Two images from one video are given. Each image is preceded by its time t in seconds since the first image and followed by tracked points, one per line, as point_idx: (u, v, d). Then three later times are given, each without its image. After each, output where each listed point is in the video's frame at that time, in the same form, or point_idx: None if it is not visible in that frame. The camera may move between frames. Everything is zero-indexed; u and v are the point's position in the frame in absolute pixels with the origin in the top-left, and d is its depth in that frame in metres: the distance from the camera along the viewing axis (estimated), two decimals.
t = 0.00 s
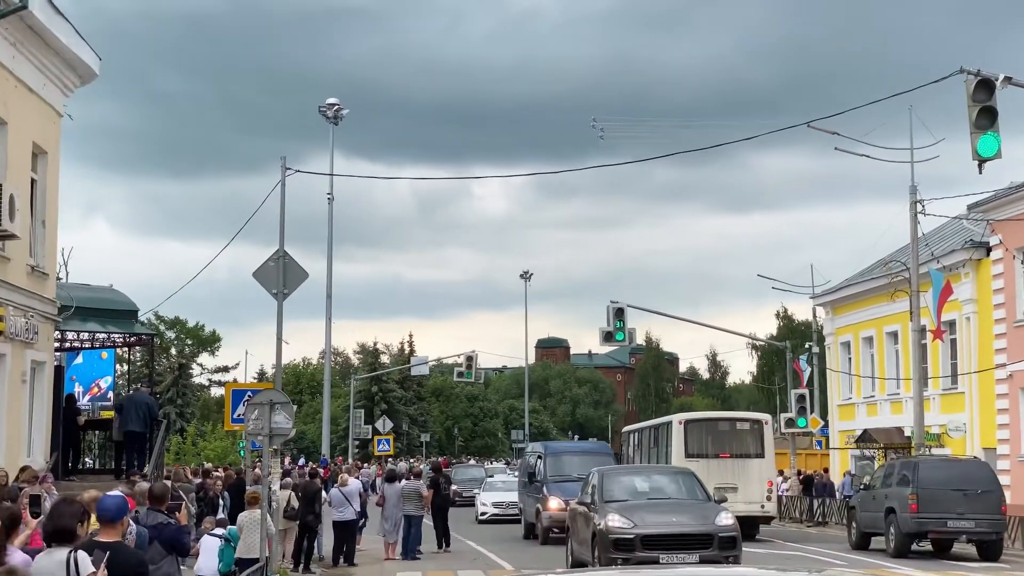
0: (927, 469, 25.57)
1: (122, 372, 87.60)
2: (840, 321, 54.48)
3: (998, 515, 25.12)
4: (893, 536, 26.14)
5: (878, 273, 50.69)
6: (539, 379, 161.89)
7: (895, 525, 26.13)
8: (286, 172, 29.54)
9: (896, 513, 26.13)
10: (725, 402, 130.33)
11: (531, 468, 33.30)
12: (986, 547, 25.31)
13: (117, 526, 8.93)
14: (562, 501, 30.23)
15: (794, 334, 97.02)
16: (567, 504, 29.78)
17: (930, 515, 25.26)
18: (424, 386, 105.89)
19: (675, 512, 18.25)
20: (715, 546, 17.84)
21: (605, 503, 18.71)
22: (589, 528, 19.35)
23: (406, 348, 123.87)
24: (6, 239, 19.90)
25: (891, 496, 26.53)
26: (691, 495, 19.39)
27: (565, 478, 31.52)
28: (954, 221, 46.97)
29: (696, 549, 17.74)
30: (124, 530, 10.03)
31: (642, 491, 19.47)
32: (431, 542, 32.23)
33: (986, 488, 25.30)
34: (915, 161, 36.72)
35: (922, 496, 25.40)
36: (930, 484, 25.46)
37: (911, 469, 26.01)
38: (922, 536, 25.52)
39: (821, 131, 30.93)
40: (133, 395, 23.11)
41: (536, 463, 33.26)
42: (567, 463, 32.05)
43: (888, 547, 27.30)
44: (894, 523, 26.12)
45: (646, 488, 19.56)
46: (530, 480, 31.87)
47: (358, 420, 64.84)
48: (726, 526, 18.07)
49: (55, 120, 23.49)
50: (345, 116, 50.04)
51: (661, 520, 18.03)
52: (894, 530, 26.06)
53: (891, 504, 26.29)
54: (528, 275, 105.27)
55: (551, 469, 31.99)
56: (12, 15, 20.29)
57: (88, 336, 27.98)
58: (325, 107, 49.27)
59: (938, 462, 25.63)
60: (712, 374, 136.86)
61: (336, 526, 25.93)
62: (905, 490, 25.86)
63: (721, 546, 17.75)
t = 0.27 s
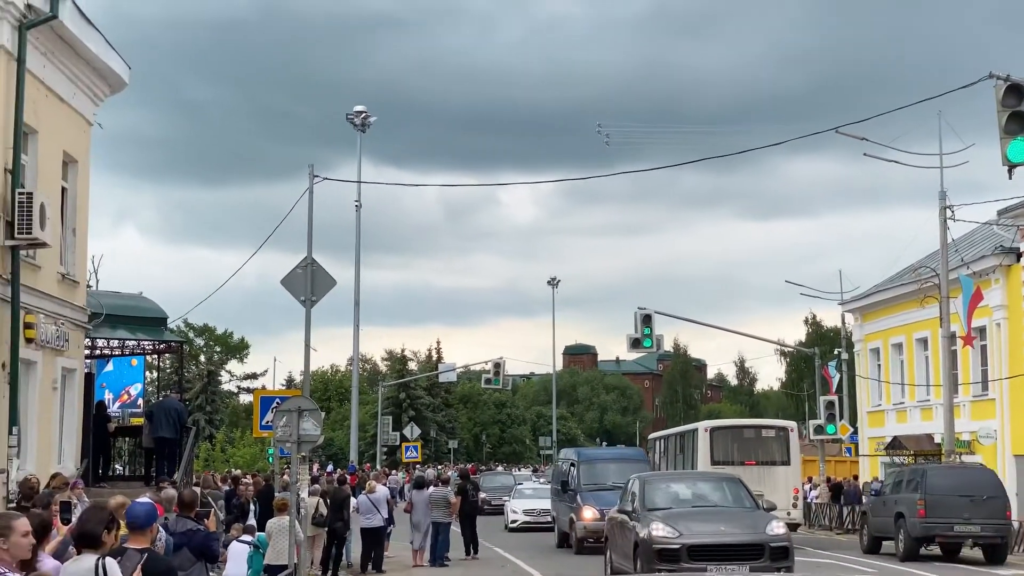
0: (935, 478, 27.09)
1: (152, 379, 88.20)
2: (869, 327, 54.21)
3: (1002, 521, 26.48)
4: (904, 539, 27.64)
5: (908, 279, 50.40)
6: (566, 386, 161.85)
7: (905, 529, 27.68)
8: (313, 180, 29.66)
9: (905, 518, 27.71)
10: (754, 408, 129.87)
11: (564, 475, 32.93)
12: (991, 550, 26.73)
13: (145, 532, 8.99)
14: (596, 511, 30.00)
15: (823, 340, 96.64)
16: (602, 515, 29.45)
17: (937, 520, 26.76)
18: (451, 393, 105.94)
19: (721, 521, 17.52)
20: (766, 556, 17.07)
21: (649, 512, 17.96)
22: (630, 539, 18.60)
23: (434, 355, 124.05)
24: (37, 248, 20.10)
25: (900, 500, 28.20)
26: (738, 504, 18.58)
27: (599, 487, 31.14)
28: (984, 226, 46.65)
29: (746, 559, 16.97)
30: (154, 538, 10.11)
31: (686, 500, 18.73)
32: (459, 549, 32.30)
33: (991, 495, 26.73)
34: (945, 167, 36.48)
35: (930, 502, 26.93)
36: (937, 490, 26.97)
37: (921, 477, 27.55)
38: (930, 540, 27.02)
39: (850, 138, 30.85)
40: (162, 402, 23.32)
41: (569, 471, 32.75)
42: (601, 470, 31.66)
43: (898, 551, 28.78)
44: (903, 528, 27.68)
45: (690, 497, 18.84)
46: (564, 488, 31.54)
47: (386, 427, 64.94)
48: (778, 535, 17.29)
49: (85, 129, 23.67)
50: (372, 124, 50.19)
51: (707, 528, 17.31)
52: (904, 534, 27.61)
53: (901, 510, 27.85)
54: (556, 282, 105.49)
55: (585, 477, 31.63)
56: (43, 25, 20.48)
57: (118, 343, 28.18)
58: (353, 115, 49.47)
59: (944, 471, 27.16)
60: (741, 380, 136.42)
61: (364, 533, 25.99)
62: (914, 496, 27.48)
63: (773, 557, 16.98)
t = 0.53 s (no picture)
0: (939, 484, 27.94)
1: (177, 386, 88.57)
2: (894, 333, 53.90)
3: (1004, 524, 27.32)
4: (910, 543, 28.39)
5: (933, 284, 50.12)
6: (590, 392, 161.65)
7: (909, 534, 28.48)
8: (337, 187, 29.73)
9: (910, 522, 28.53)
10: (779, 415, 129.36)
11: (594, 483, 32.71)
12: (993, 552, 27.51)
13: (169, 540, 9.01)
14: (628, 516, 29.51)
15: (848, 346, 96.24)
16: (635, 522, 29.14)
17: (941, 524, 27.54)
18: (475, 400, 105.89)
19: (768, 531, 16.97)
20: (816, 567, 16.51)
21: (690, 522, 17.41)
22: (670, 549, 18.09)
23: (457, 362, 124.12)
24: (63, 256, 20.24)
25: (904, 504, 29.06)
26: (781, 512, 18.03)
27: (631, 493, 30.91)
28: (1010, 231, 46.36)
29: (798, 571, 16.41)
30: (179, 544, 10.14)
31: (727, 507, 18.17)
32: (483, 557, 32.27)
33: (992, 500, 27.55)
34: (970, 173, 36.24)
35: (934, 507, 27.72)
36: (942, 495, 27.80)
37: (924, 484, 28.41)
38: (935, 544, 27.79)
39: (872, 142, 30.77)
40: (188, 409, 23.41)
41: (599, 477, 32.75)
42: (632, 476, 31.39)
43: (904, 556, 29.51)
44: (908, 532, 28.46)
45: (729, 503, 18.28)
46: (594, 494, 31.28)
47: (409, 434, 64.97)
48: (827, 544, 16.76)
49: (110, 137, 23.82)
50: (395, 131, 50.30)
51: (753, 539, 16.71)
52: (909, 538, 28.40)
53: (905, 515, 28.66)
54: (578, 287, 105.55)
55: (616, 483, 31.38)
56: (69, 33, 20.62)
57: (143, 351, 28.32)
58: (376, 122, 49.59)
59: (947, 477, 27.99)
60: (765, 387, 135.94)
61: (389, 541, 25.96)
62: (919, 501, 28.28)
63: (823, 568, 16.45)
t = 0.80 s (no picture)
0: (939, 488, 28.26)
1: (196, 392, 88.79)
2: (913, 338, 53.64)
3: (1001, 529, 27.57)
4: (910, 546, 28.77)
5: (952, 289, 49.88)
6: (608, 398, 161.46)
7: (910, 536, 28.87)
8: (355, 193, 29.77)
9: (911, 525, 28.90)
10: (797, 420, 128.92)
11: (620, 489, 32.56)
12: (991, 555, 27.90)
13: (189, 545, 9.05)
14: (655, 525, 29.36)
15: (867, 352, 95.86)
16: (663, 531, 29.01)
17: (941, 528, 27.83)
18: (493, 406, 105.80)
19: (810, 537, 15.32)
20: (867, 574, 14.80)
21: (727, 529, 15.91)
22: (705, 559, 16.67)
23: (475, 368, 124.11)
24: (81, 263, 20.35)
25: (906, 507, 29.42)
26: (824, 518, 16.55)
27: (658, 499, 30.59)
28: None
29: None
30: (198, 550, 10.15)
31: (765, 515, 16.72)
32: (502, 562, 32.23)
33: (991, 505, 27.85)
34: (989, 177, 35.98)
35: (935, 511, 28.06)
36: (942, 500, 28.12)
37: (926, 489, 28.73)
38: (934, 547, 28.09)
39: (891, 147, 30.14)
40: (207, 416, 23.47)
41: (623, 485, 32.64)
42: (660, 482, 31.09)
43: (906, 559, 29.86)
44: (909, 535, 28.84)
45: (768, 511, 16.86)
46: (620, 501, 31.06)
47: (427, 440, 64.95)
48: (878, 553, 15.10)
49: (129, 144, 23.92)
50: (413, 137, 50.38)
51: (797, 547, 15.11)
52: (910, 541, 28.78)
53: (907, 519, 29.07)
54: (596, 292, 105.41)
55: (643, 489, 31.07)
56: (87, 40, 20.69)
57: (162, 357, 28.42)
58: (394, 128, 49.67)
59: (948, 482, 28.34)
60: (784, 392, 135.53)
61: (406, 546, 25.95)
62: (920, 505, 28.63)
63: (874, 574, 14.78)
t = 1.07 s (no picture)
0: (932, 492, 29.61)
1: (209, 397, 88.97)
2: (926, 342, 53.51)
3: (993, 530, 28.62)
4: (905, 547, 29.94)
5: (966, 292, 49.78)
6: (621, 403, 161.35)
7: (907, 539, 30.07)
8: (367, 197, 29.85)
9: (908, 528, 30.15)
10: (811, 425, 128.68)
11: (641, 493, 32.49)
12: (984, 556, 28.93)
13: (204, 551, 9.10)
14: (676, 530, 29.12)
15: (880, 356, 95.71)
16: (685, 536, 28.67)
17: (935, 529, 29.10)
18: (506, 411, 105.79)
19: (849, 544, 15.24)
20: None
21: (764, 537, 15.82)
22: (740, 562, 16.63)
23: (488, 372, 124.17)
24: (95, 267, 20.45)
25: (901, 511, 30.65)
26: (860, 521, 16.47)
27: (680, 504, 30.55)
28: None
29: None
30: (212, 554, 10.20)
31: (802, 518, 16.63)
32: (515, 566, 32.26)
33: (982, 507, 28.99)
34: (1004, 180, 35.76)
35: (928, 515, 29.31)
36: (935, 503, 29.45)
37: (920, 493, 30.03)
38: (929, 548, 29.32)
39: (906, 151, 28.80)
40: (222, 421, 23.47)
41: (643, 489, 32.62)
42: (682, 485, 30.99)
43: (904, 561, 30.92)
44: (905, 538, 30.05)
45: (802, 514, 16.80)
46: (643, 506, 31.05)
47: (440, 445, 64.96)
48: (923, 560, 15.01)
49: (143, 150, 24.03)
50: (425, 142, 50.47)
51: (838, 555, 15.01)
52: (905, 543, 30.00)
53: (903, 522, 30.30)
54: (609, 297, 105.43)
55: (664, 493, 30.99)
56: (101, 46, 20.81)
57: (176, 362, 28.56)
58: (405, 133, 49.79)
59: (941, 487, 29.62)
60: (798, 396, 135.29)
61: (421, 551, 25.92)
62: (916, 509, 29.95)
63: None
